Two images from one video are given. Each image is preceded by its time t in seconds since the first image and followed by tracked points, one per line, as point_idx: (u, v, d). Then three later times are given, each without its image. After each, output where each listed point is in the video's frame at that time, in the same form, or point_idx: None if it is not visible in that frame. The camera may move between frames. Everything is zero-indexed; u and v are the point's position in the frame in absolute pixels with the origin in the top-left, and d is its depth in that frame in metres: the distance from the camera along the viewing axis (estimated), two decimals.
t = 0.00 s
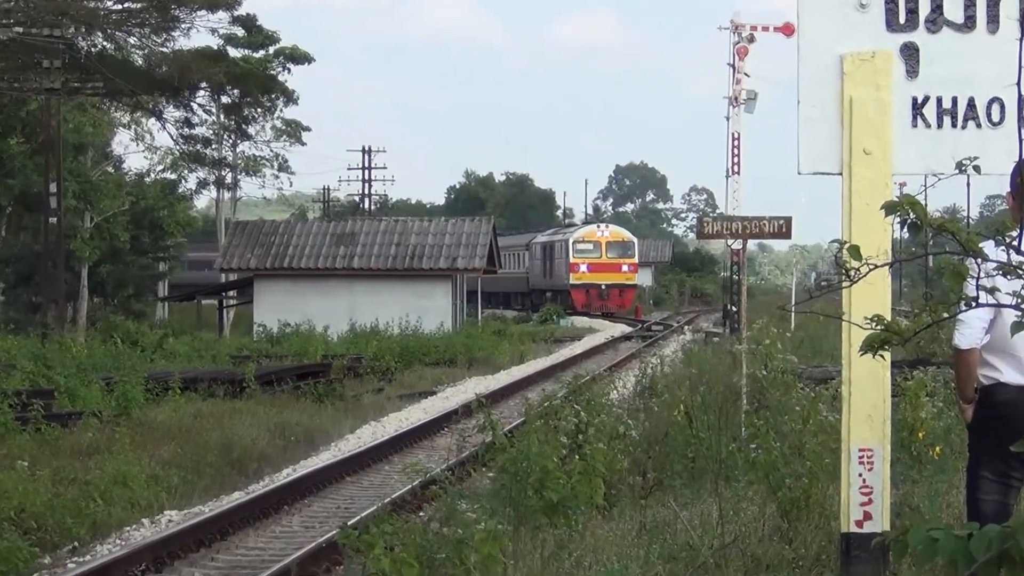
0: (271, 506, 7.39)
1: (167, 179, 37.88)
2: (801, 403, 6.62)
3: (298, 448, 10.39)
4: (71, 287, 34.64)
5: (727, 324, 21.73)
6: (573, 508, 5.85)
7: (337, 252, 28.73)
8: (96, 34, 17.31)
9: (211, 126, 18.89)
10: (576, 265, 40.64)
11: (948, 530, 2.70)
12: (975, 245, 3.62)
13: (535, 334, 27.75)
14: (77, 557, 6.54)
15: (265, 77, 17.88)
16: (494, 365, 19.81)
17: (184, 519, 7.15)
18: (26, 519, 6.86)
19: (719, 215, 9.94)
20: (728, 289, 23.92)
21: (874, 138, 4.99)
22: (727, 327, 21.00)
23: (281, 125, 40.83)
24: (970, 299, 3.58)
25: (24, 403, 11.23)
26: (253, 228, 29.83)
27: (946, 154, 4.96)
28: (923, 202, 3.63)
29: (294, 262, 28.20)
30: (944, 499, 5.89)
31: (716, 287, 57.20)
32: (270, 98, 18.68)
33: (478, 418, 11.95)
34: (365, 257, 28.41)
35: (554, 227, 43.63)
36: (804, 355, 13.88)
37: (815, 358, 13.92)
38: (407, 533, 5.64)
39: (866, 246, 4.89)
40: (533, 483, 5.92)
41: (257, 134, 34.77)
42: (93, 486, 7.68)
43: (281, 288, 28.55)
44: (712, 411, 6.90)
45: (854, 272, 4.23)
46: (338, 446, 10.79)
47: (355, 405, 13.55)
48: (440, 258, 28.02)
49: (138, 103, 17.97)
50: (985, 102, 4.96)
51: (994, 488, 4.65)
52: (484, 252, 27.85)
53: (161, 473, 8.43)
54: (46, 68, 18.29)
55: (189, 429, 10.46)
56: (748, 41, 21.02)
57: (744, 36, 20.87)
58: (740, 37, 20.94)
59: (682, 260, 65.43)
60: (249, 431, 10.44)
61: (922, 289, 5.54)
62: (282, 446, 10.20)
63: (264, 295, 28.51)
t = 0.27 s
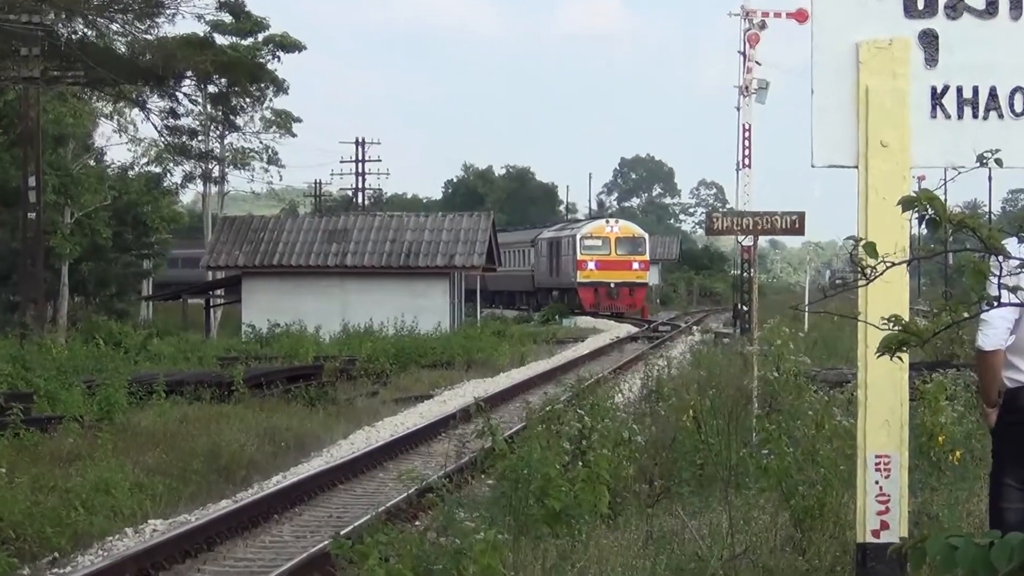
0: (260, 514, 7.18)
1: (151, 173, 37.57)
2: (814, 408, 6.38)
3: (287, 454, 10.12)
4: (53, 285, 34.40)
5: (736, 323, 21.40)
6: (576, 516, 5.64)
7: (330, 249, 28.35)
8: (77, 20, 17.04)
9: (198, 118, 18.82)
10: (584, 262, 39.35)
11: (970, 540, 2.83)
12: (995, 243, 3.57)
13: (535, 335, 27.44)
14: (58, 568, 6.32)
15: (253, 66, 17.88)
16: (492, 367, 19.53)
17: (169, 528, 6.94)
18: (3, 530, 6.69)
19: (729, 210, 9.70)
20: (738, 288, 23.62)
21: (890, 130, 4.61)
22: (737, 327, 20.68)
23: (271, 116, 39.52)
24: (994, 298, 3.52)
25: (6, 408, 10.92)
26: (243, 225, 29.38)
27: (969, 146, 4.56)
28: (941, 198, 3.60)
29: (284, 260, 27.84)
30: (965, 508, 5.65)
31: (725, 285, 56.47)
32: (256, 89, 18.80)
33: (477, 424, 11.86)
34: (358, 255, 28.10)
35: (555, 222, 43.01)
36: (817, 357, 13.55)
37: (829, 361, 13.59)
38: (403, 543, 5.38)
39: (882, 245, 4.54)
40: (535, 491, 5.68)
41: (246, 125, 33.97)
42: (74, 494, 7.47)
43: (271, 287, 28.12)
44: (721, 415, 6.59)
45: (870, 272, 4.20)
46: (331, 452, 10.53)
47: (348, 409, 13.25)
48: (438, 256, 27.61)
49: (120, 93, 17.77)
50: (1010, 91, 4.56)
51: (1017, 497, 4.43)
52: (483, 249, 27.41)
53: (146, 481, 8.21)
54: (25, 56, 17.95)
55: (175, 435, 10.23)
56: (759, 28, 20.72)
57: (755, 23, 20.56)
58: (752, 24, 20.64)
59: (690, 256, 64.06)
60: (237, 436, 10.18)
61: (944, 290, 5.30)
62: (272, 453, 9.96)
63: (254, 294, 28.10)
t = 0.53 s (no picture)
0: (248, 524, 6.98)
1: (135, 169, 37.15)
2: (828, 411, 6.15)
3: (275, 461, 9.86)
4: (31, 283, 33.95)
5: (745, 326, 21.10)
6: (579, 526, 5.25)
7: (321, 246, 27.03)
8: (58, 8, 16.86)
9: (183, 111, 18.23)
10: (591, 260, 36.77)
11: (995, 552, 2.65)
12: (1016, 239, 3.61)
13: (537, 337, 27.15)
14: None
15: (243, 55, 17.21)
16: (491, 371, 19.28)
17: (154, 539, 6.77)
18: None
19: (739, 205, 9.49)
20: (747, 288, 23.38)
21: (908, 123, 4.36)
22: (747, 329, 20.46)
23: (259, 107, 38.44)
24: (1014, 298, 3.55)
25: None
26: (231, 222, 28.11)
27: (990, 140, 4.30)
28: (960, 193, 3.60)
29: (272, 258, 26.55)
30: (985, 517, 5.42)
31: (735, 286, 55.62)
32: (244, 78, 17.73)
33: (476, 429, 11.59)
34: (351, 252, 26.72)
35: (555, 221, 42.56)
36: (830, 359, 13.24)
37: (844, 364, 13.26)
38: (397, 555, 5.07)
39: (897, 241, 4.28)
40: (536, 500, 5.32)
41: (233, 120, 33.06)
42: (54, 503, 7.26)
43: (259, 287, 26.77)
44: (731, 422, 6.30)
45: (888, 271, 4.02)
46: (322, 460, 10.25)
47: (340, 415, 12.99)
48: (434, 254, 26.29)
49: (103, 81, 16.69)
50: None
51: None
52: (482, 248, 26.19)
53: (129, 489, 8.03)
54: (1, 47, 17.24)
55: (160, 441, 10.03)
56: (770, 15, 20.42)
57: (766, 11, 20.23)
58: (762, 11, 20.33)
59: (698, 255, 61.39)
60: (223, 443, 9.96)
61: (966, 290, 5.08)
62: (261, 459, 9.74)
63: (242, 294, 26.77)
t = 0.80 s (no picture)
0: (234, 536, 6.83)
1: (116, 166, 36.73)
2: (843, 417, 6.01)
3: (263, 470, 9.67)
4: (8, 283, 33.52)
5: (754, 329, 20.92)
6: (580, 538, 5.00)
7: (311, 245, 26.56)
8: None
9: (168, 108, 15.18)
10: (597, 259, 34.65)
11: None
12: None
13: (537, 340, 26.96)
14: None
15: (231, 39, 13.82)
16: (489, 375, 19.03)
17: (136, 550, 6.62)
18: None
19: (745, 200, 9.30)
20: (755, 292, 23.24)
21: (924, 116, 4.00)
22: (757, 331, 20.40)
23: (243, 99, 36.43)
24: None
25: None
26: (217, 221, 27.70)
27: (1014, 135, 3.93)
28: (977, 188, 3.48)
29: (261, 257, 26.12)
30: (1007, 528, 5.25)
31: (746, 286, 53.67)
32: (234, 69, 14.40)
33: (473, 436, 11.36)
34: (342, 252, 26.22)
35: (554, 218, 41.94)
36: (840, 362, 13.03)
37: (859, 368, 13.05)
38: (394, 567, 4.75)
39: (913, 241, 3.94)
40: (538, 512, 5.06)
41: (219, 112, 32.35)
42: (32, 512, 7.13)
43: (247, 287, 26.33)
44: (743, 428, 6.06)
45: (905, 270, 3.84)
46: (312, 468, 10.02)
47: (330, 421, 12.76)
48: (430, 252, 25.83)
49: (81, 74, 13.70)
50: None
51: None
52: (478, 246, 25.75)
53: (110, 498, 7.89)
54: None
55: (145, 450, 9.88)
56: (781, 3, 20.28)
57: None
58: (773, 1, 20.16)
59: (705, 254, 59.47)
60: (209, 451, 9.80)
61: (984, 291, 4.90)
62: (248, 468, 9.57)
63: (231, 294, 26.36)
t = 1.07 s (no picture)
0: (216, 553, 6.80)
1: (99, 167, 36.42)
2: (856, 429, 5.86)
3: (248, 484, 9.53)
4: None
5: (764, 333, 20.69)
6: (580, 556, 4.72)
7: (297, 247, 26.12)
8: None
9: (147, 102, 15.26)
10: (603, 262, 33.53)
11: None
12: None
13: (536, 347, 26.68)
14: None
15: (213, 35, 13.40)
16: (483, 384, 18.77)
17: (115, 568, 6.56)
18: None
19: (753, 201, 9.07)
20: (767, 298, 22.98)
21: (943, 111, 3.64)
22: (767, 335, 20.34)
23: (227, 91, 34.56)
24: None
25: None
26: (199, 222, 27.30)
27: None
28: (998, 190, 3.26)
29: (245, 260, 25.73)
30: None
31: (754, 291, 53.13)
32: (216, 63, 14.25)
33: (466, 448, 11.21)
34: (330, 254, 25.81)
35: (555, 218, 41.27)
36: (857, 372, 12.73)
37: (876, 377, 12.80)
38: None
39: (930, 245, 3.55)
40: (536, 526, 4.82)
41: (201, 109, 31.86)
42: (4, 530, 7.21)
43: (230, 292, 25.95)
44: (750, 439, 6.12)
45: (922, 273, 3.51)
46: (298, 481, 9.81)
47: (318, 433, 12.54)
48: (423, 255, 25.38)
49: (56, 67, 13.50)
50: None
51: None
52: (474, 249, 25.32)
53: (87, 514, 7.85)
54: None
55: (125, 465, 9.81)
56: None
57: None
58: None
59: (712, 256, 58.10)
60: (190, 463, 9.70)
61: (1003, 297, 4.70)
62: (231, 482, 9.45)
63: (214, 299, 25.96)
